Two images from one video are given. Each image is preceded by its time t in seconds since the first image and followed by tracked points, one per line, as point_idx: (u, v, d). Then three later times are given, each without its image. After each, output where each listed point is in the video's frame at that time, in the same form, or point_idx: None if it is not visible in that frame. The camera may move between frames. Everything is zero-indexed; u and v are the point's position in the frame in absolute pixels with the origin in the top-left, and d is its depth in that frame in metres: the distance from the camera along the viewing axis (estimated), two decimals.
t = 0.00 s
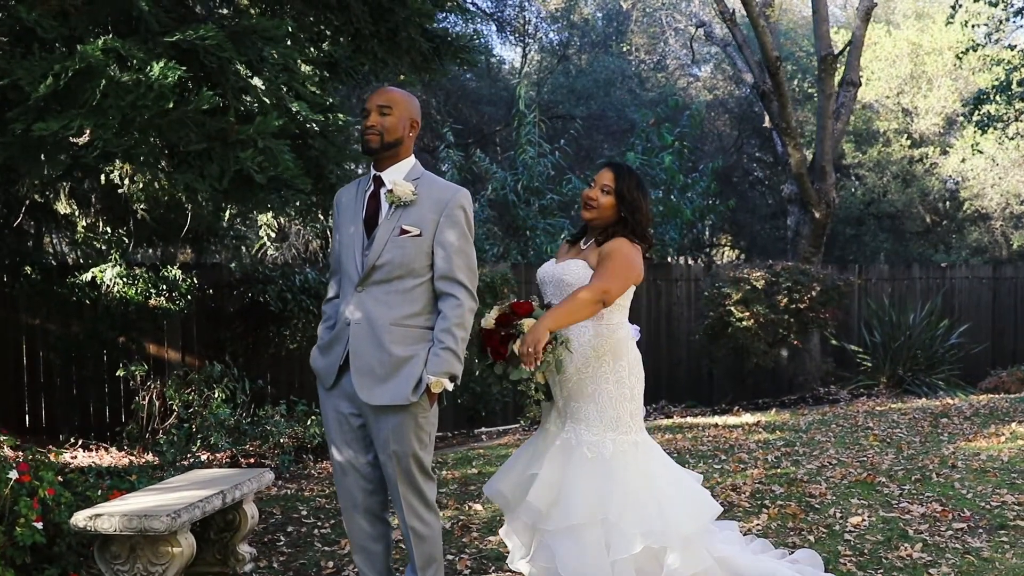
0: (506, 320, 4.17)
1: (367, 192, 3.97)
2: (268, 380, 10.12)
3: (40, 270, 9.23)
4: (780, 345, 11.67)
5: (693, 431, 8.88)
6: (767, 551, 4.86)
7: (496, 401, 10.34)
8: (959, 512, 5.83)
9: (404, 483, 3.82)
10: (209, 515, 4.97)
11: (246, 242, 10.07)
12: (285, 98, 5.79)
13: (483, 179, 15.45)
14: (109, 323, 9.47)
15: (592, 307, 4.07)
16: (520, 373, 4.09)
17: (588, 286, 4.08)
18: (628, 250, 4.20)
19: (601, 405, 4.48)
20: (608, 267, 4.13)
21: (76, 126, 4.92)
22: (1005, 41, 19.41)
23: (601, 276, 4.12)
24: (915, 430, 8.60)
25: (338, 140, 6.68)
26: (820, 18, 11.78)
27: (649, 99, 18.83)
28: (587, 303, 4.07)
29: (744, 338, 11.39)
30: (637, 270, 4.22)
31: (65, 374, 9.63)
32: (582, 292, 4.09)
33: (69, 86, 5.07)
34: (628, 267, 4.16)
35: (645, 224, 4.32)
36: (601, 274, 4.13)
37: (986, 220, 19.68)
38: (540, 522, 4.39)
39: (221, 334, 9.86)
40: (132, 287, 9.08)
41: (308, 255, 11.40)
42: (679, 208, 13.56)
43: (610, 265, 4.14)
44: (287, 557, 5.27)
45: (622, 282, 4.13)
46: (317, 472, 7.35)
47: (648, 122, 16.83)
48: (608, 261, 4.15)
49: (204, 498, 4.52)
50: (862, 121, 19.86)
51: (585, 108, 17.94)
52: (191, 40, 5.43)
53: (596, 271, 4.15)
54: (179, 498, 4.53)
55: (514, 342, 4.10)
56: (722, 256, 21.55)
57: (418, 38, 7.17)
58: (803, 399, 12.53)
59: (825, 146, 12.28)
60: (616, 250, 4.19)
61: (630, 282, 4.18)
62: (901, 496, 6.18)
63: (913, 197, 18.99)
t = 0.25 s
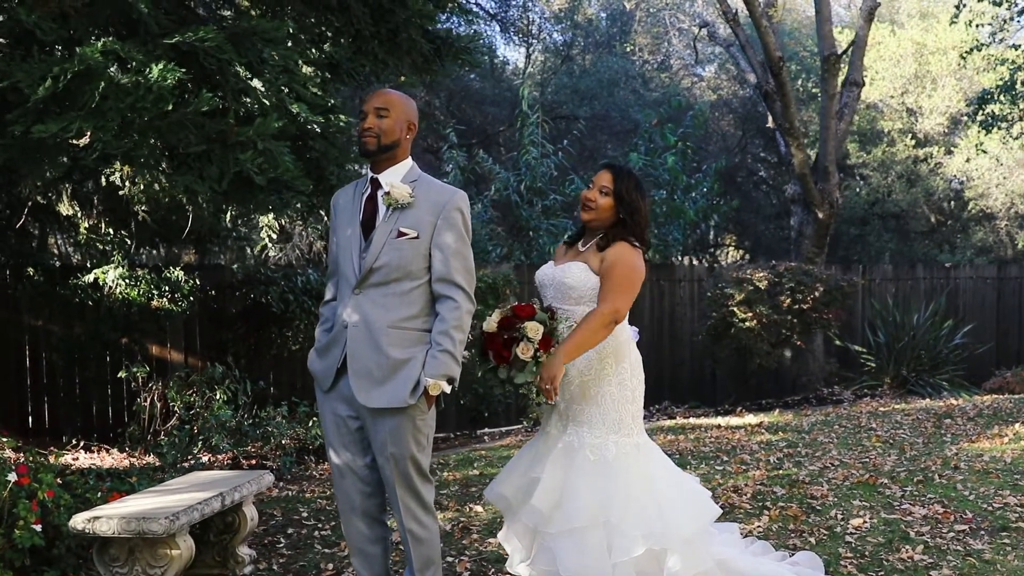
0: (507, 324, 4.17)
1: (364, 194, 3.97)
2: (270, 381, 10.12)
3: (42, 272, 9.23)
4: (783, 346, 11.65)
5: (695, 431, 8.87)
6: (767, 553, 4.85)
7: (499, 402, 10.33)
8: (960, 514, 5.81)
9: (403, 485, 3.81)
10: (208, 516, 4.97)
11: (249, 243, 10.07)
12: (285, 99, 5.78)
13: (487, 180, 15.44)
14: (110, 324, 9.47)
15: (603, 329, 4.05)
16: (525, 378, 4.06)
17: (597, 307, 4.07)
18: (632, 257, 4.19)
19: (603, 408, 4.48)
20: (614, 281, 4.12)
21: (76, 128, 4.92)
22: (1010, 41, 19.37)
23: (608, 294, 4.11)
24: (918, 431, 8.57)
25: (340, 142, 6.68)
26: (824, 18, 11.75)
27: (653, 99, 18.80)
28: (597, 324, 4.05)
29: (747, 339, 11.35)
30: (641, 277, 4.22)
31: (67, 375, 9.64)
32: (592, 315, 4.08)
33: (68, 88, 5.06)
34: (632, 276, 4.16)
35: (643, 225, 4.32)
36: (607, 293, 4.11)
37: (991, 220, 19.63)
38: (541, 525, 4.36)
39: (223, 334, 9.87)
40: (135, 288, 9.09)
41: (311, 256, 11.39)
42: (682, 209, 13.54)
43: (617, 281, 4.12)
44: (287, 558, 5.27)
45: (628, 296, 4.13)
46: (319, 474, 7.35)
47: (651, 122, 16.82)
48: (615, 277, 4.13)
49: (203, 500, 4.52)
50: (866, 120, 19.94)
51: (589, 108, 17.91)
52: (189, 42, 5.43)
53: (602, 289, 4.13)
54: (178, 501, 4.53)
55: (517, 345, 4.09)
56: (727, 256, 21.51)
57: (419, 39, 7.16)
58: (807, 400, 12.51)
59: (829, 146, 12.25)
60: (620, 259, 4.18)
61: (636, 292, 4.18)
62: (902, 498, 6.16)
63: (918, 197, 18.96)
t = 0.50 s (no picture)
0: (510, 325, 4.18)
1: (362, 196, 3.96)
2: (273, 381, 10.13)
3: (46, 273, 9.27)
4: (788, 346, 11.62)
5: (698, 432, 8.85)
6: (768, 554, 4.84)
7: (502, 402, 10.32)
8: (963, 515, 5.79)
9: (401, 487, 3.80)
10: (208, 518, 4.98)
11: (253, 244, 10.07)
12: (286, 99, 5.79)
13: (490, 180, 15.43)
14: (114, 325, 9.49)
15: (613, 340, 4.06)
16: (532, 380, 4.10)
17: (605, 320, 4.07)
18: (634, 259, 4.16)
19: (606, 409, 4.40)
20: (621, 288, 4.11)
21: (76, 130, 4.90)
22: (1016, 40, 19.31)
23: (615, 305, 4.08)
24: (922, 432, 8.54)
25: (342, 142, 6.68)
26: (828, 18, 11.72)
27: (657, 98, 18.78)
28: (606, 336, 4.06)
29: (750, 339, 11.33)
30: (644, 279, 4.19)
31: (70, 375, 9.64)
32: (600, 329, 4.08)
33: (68, 89, 5.05)
34: (636, 279, 4.13)
35: (643, 225, 4.28)
36: (613, 303, 4.08)
37: (997, 220, 19.45)
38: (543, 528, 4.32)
39: (226, 335, 9.94)
40: (138, 289, 9.11)
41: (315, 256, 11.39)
42: (686, 209, 13.51)
43: (624, 288, 4.10)
44: (287, 560, 5.26)
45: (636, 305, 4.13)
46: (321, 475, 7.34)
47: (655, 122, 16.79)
48: (622, 284, 4.11)
49: (202, 502, 4.51)
50: (871, 119, 19.89)
51: (593, 108, 17.88)
52: (190, 43, 5.43)
53: (608, 297, 4.11)
54: (177, 502, 4.52)
55: (519, 347, 4.13)
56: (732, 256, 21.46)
57: (421, 39, 7.16)
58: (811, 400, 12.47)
59: (833, 145, 12.22)
60: (624, 263, 4.15)
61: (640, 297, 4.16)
62: (905, 499, 6.14)
63: (923, 196, 18.93)
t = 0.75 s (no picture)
0: (509, 327, 4.16)
1: (357, 196, 3.95)
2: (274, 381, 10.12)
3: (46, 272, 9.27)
4: (790, 346, 11.60)
5: (699, 432, 8.83)
6: (766, 555, 4.81)
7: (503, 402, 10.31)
8: (964, 517, 5.77)
9: (398, 491, 3.79)
10: (205, 519, 4.97)
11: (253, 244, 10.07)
12: (285, 99, 5.76)
13: (493, 179, 15.42)
14: (115, 325, 9.48)
15: (614, 347, 4.07)
16: (531, 382, 4.10)
17: (608, 325, 4.06)
18: (635, 259, 4.13)
19: (606, 410, 4.33)
20: (622, 291, 4.08)
21: (73, 129, 4.90)
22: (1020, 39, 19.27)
23: (619, 310, 4.07)
24: (923, 432, 8.52)
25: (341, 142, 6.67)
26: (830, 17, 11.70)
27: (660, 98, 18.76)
28: (606, 343, 4.07)
29: (752, 339, 11.31)
30: (644, 280, 4.16)
31: (71, 375, 9.64)
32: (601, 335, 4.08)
33: (65, 88, 5.04)
34: (637, 281, 4.10)
35: (641, 225, 4.24)
36: (615, 307, 4.07)
37: (1001, 220, 19.35)
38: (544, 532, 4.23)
39: (226, 334, 9.97)
40: (139, 289, 9.10)
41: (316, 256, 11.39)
42: (689, 208, 13.49)
43: (625, 291, 4.08)
44: (284, 561, 5.25)
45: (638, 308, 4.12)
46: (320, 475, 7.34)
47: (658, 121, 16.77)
48: (623, 286, 4.08)
49: (198, 502, 4.51)
50: (875, 119, 19.87)
51: (596, 108, 17.86)
52: (189, 43, 5.43)
53: (610, 301, 4.09)
54: (173, 503, 4.52)
55: (518, 349, 4.09)
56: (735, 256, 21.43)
57: (421, 39, 7.16)
58: (812, 401, 12.45)
59: (835, 145, 12.20)
60: (624, 264, 4.12)
61: (641, 298, 4.13)
62: (905, 500, 6.12)
63: (927, 196, 18.90)
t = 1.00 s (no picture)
0: (508, 329, 4.06)
1: (352, 197, 3.94)
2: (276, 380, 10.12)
3: (49, 272, 9.29)
4: (793, 346, 11.58)
5: (701, 433, 8.81)
6: (765, 557, 4.77)
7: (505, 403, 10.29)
8: (965, 519, 5.74)
9: (394, 494, 3.78)
10: (203, 519, 4.97)
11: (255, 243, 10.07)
12: (284, 100, 5.74)
13: (496, 179, 15.40)
14: (117, 325, 9.49)
15: (613, 349, 4.02)
16: (530, 383, 4.04)
17: (609, 325, 4.01)
18: (634, 259, 4.08)
19: (607, 411, 4.24)
20: (622, 291, 4.03)
21: (70, 129, 4.90)
22: None
23: (620, 310, 4.02)
24: (926, 433, 8.49)
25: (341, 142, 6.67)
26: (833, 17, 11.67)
27: (665, 98, 18.73)
28: (607, 344, 4.02)
29: (755, 339, 11.28)
30: (644, 280, 4.11)
31: (73, 374, 9.65)
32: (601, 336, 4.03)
33: (63, 89, 5.04)
34: (637, 280, 4.05)
35: (639, 226, 4.20)
36: (616, 307, 4.03)
37: (1007, 220, 19.24)
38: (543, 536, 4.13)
39: (228, 335, 9.94)
40: (140, 288, 9.12)
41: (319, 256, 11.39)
42: (693, 208, 13.46)
43: (626, 291, 4.03)
44: (282, 561, 5.25)
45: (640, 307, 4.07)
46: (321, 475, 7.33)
47: (661, 121, 16.74)
48: (623, 286, 4.03)
49: (195, 503, 4.50)
50: (880, 119, 19.82)
51: (600, 107, 17.82)
52: (188, 43, 5.42)
53: (610, 301, 4.05)
54: (170, 504, 4.51)
55: (519, 351, 4.00)
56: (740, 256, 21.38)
57: (421, 38, 7.14)
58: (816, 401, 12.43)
59: (839, 145, 12.17)
60: (623, 263, 4.07)
61: (642, 298, 4.08)
62: (906, 502, 6.09)
63: (932, 196, 18.84)
